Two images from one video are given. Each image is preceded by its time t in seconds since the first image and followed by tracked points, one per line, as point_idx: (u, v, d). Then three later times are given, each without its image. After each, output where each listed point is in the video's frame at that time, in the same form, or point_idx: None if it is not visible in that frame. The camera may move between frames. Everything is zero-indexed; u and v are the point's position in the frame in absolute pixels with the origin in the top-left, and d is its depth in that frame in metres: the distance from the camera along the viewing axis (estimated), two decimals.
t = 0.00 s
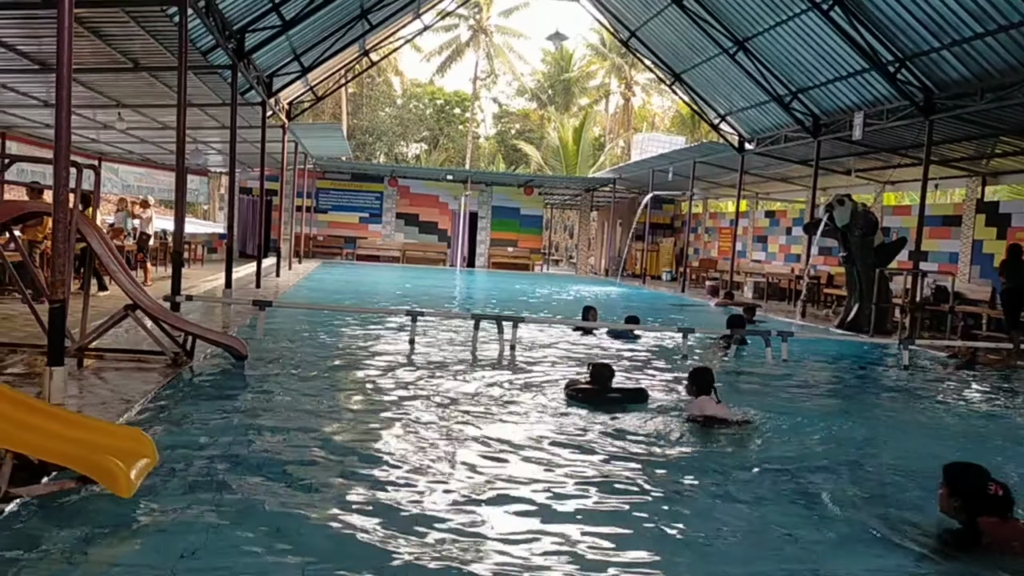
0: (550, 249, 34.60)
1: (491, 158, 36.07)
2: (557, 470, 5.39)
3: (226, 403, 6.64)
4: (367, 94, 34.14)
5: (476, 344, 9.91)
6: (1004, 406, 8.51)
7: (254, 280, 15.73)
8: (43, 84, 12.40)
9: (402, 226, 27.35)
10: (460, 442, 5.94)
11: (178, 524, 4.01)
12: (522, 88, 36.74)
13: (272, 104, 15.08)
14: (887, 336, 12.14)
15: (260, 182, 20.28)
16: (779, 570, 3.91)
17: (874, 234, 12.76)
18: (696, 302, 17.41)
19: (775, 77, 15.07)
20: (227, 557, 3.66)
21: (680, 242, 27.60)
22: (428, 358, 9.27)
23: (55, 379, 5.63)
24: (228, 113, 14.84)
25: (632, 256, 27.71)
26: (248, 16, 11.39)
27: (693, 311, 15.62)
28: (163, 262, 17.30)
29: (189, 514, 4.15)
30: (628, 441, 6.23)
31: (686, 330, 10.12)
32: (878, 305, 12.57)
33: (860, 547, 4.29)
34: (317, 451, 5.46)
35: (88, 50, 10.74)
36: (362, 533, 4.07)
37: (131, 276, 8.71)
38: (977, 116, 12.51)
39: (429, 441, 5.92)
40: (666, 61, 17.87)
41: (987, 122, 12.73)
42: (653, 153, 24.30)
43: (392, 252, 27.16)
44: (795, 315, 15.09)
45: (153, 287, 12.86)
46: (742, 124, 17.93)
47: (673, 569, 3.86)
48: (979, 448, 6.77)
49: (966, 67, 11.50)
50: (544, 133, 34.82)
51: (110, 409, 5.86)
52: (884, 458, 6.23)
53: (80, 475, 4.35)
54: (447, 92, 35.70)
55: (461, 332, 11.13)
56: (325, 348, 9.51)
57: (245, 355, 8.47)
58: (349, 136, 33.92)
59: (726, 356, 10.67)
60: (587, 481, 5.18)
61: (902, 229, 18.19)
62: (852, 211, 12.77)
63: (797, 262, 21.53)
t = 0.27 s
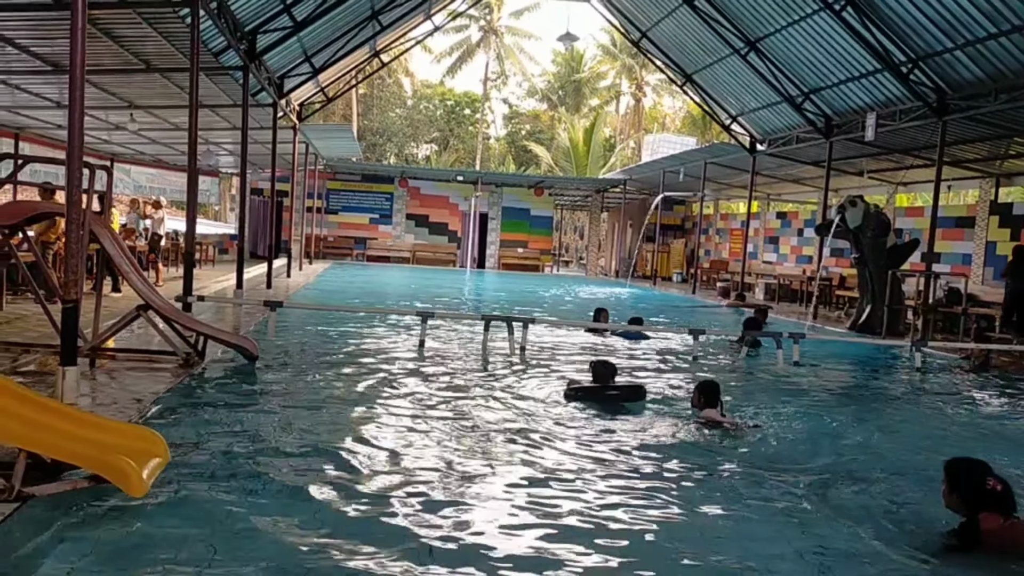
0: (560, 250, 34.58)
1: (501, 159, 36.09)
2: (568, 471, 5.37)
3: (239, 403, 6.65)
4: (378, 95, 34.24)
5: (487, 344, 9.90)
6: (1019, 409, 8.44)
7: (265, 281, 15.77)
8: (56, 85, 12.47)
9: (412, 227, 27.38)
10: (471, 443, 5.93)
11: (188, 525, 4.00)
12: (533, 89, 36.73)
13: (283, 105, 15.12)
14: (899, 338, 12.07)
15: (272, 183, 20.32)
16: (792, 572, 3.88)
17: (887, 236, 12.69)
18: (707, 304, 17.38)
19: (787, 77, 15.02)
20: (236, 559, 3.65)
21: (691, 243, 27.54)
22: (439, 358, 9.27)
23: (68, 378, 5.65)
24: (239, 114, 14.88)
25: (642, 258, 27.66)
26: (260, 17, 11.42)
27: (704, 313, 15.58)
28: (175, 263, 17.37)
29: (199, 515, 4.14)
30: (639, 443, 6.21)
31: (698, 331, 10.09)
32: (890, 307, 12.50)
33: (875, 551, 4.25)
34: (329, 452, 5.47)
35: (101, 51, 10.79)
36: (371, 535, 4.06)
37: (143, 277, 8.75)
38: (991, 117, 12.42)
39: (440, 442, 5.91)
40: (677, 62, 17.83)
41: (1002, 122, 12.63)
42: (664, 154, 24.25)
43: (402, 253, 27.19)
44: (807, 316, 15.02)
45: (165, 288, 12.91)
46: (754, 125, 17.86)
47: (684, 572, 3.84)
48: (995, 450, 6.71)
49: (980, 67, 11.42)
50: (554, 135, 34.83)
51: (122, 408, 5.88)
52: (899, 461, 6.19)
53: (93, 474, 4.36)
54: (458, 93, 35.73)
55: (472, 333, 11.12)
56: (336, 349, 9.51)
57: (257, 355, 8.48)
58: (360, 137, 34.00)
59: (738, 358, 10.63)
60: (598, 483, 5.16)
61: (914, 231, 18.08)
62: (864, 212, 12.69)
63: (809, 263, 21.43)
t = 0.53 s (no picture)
0: (571, 252, 34.56)
1: (512, 160, 36.11)
2: (578, 473, 5.37)
3: (250, 404, 6.67)
4: (389, 97, 34.34)
5: (497, 346, 9.91)
6: None
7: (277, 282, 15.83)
8: (70, 87, 12.55)
9: (423, 229, 27.42)
10: (482, 445, 5.94)
11: (197, 526, 4.01)
12: (544, 91, 36.72)
13: (295, 107, 15.17)
14: (912, 341, 12.02)
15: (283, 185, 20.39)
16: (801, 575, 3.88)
17: (899, 237, 12.63)
18: (718, 306, 17.34)
19: (799, 78, 14.96)
20: (244, 561, 3.65)
21: (703, 245, 27.48)
22: (450, 360, 9.28)
23: (81, 379, 5.68)
24: (252, 116, 14.94)
25: (654, 260, 27.61)
26: (272, 19, 11.48)
27: (716, 314, 15.54)
28: (187, 264, 17.46)
29: (208, 516, 4.14)
30: (650, 444, 6.20)
31: (708, 333, 10.07)
32: (902, 310, 12.43)
33: (885, 555, 4.21)
34: (341, 453, 5.48)
35: (115, 53, 10.86)
36: (378, 537, 4.05)
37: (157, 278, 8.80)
38: (1005, 118, 12.34)
39: (451, 443, 5.93)
40: (689, 63, 17.80)
41: (1016, 124, 12.55)
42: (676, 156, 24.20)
43: (413, 254, 27.22)
44: (819, 318, 14.96)
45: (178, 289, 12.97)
46: (766, 127, 17.80)
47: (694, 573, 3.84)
48: (1009, 454, 6.67)
49: (994, 68, 11.35)
50: (565, 136, 34.82)
51: (135, 408, 5.92)
52: (911, 464, 6.16)
53: (105, 474, 4.37)
54: (469, 95, 35.75)
55: (482, 335, 11.12)
56: (347, 350, 9.54)
57: (269, 356, 8.51)
58: (371, 138, 34.08)
59: (749, 360, 10.60)
60: (608, 485, 5.16)
61: (927, 233, 17.99)
62: (877, 214, 12.59)
63: (821, 265, 21.35)
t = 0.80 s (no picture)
0: (583, 254, 34.54)
1: (524, 162, 36.11)
2: (591, 476, 5.36)
3: (263, 406, 6.68)
4: (402, 100, 34.46)
5: (509, 349, 9.90)
6: None
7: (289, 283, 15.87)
8: (84, 90, 12.63)
9: (435, 231, 27.46)
10: (494, 447, 5.93)
11: (211, 529, 4.01)
12: (556, 93, 36.73)
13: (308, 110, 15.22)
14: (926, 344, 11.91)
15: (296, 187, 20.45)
16: None
17: (914, 240, 12.56)
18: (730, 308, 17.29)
19: (813, 80, 14.91)
20: (256, 564, 3.64)
21: (715, 247, 27.43)
22: (462, 362, 9.27)
23: (96, 379, 5.69)
24: (264, 118, 15.00)
25: (666, 262, 27.57)
26: (285, 22, 11.51)
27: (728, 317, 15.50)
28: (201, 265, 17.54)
29: (222, 519, 4.15)
30: (662, 448, 6.18)
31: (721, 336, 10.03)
32: (917, 313, 12.35)
33: (905, 562, 4.17)
34: (352, 455, 5.48)
35: (129, 56, 10.91)
36: (392, 540, 4.04)
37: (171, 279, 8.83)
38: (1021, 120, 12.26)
39: (464, 445, 5.92)
40: (702, 65, 17.76)
41: None
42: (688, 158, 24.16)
43: (424, 256, 27.26)
44: (833, 321, 14.90)
45: (191, 290, 13.03)
46: (779, 129, 17.74)
47: None
48: None
49: (1010, 70, 11.27)
50: (577, 138, 34.83)
51: (149, 410, 5.93)
52: (927, 468, 6.12)
53: (121, 474, 4.38)
54: (481, 97, 35.80)
55: (494, 337, 11.12)
56: (360, 352, 9.55)
57: (281, 357, 8.53)
58: (383, 141, 34.18)
59: (762, 363, 10.55)
60: (621, 488, 5.14)
61: (942, 236, 17.89)
62: (891, 217, 12.59)
63: (834, 268, 21.26)
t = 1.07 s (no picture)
0: (595, 256, 34.50)
1: (537, 165, 36.13)
2: (603, 477, 5.37)
3: (277, 406, 6.73)
4: (415, 102, 34.55)
5: (521, 351, 9.92)
6: None
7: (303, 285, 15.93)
8: (101, 92, 12.73)
9: (448, 233, 27.51)
10: (506, 449, 5.95)
11: (224, 529, 4.03)
12: (568, 95, 36.73)
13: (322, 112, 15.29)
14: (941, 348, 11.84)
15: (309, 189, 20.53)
16: None
17: (929, 244, 12.50)
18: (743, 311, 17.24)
19: (827, 82, 14.86)
20: (269, 565, 3.66)
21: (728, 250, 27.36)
22: (474, 364, 9.30)
23: (112, 380, 5.73)
24: (279, 120, 15.08)
25: (678, 264, 27.52)
26: (299, 25, 11.56)
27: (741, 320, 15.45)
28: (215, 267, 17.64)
29: (235, 519, 4.17)
30: (675, 450, 6.18)
31: (733, 339, 10.01)
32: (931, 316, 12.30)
33: (920, 566, 4.14)
34: (366, 455, 5.52)
35: (145, 59, 10.99)
36: (405, 540, 4.07)
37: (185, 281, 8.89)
38: None
39: (476, 447, 5.94)
40: (715, 68, 17.73)
41: None
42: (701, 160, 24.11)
43: (437, 258, 27.30)
44: (847, 324, 14.84)
45: (207, 292, 13.10)
46: (793, 131, 17.68)
47: None
48: None
49: None
50: (589, 140, 34.82)
51: (164, 410, 5.98)
52: (940, 471, 6.10)
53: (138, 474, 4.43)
54: (494, 99, 35.82)
55: (507, 339, 11.14)
56: (373, 353, 9.59)
57: (294, 358, 8.57)
58: (396, 143, 34.27)
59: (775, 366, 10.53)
60: (633, 490, 5.16)
61: (956, 239, 17.81)
62: (906, 219, 12.58)
63: (848, 271, 21.16)
